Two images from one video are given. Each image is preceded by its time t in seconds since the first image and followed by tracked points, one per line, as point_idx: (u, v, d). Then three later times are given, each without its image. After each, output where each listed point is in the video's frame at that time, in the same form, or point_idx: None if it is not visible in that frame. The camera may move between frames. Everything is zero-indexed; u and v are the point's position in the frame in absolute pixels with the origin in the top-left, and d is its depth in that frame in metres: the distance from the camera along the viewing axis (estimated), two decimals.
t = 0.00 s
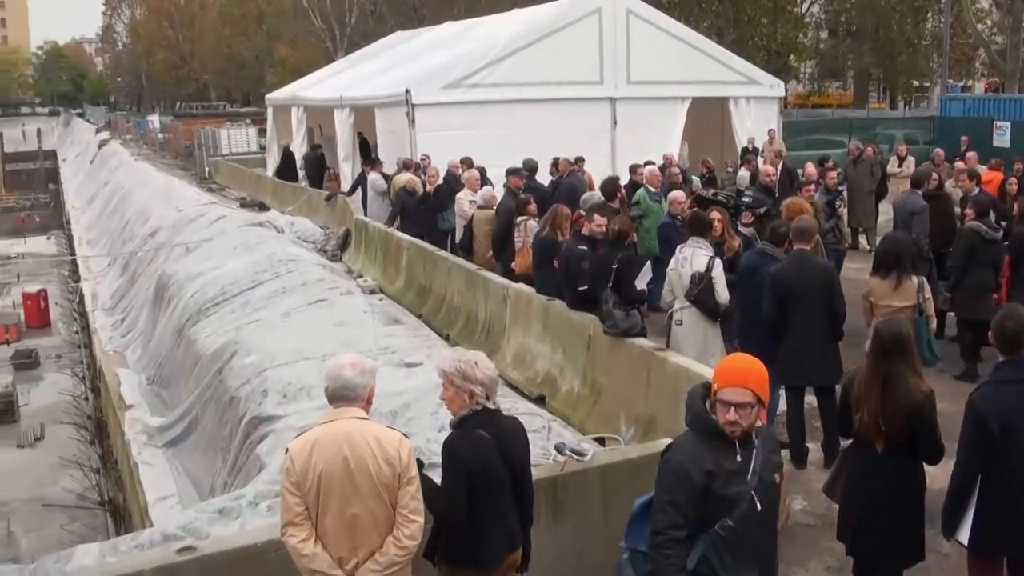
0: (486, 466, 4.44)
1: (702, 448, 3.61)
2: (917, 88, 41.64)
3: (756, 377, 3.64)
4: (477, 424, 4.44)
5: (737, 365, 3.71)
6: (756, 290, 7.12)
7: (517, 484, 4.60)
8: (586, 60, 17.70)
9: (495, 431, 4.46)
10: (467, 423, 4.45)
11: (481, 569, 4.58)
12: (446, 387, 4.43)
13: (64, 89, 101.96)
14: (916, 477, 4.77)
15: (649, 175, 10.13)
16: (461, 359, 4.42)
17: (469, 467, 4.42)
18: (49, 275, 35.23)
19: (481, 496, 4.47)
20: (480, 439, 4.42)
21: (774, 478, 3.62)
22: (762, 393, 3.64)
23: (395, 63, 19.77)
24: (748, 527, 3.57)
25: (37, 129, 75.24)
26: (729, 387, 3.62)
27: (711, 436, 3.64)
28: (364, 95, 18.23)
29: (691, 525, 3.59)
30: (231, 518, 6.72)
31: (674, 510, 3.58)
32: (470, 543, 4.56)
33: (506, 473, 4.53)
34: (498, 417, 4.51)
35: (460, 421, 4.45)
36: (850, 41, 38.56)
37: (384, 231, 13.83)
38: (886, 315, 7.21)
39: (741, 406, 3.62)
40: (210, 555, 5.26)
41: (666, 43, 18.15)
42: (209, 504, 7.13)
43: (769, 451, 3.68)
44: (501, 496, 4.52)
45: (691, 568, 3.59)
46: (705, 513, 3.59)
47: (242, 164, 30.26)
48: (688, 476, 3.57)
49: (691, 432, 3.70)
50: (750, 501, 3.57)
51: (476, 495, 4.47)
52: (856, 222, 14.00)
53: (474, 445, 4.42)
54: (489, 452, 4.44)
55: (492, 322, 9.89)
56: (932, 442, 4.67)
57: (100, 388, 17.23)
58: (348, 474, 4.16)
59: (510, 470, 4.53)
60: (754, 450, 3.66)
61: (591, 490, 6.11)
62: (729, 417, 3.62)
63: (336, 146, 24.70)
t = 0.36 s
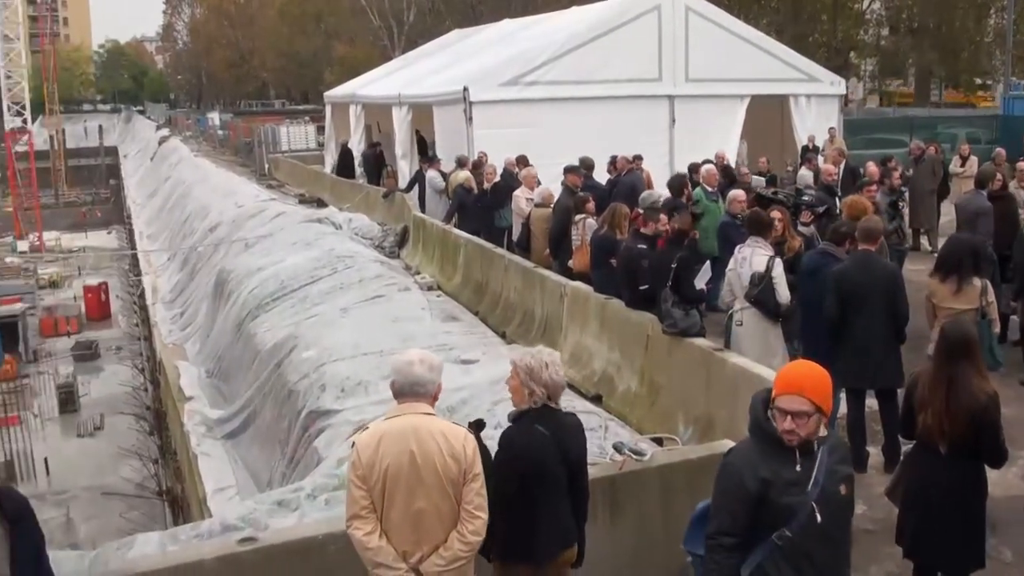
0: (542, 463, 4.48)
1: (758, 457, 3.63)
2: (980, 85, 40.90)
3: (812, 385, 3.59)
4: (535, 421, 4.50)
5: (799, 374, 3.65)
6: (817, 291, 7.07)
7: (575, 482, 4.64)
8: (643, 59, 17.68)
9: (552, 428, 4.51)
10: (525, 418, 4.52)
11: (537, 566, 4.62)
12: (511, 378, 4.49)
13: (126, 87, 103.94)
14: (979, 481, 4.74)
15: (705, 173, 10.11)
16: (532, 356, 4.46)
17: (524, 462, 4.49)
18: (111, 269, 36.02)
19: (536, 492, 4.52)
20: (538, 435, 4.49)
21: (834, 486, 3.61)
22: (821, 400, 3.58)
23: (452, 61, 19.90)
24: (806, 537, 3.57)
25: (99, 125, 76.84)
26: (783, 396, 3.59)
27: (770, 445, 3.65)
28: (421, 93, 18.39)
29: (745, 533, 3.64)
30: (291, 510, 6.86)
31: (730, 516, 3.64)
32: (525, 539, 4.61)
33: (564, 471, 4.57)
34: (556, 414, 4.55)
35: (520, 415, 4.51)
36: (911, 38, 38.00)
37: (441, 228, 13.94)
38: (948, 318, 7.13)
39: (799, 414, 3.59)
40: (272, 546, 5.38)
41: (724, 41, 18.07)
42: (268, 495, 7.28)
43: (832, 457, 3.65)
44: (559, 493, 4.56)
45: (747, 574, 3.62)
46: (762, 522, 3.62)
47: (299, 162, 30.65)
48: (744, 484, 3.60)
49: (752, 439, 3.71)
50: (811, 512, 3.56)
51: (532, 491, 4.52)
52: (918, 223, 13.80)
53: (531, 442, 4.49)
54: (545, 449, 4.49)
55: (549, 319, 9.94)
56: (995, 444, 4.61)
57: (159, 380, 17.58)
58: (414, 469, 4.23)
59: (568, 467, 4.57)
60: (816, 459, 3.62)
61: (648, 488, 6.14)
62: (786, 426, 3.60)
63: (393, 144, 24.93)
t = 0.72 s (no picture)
0: (605, 451, 4.49)
1: (832, 462, 3.62)
2: None
3: (881, 389, 3.55)
4: (599, 408, 4.51)
5: (869, 378, 3.62)
6: (888, 291, 6.98)
7: (643, 473, 4.63)
8: (709, 56, 17.58)
9: (617, 417, 4.51)
10: (590, 406, 4.53)
11: (599, 556, 4.62)
12: (578, 365, 4.53)
13: (195, 85, 105.90)
14: None
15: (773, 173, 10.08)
16: (602, 344, 4.47)
17: (587, 449, 4.50)
18: (180, 264, 36.85)
19: (600, 480, 4.52)
20: (603, 423, 4.48)
21: (909, 492, 3.59)
22: (893, 405, 3.54)
23: (517, 59, 19.98)
24: (879, 544, 3.56)
25: (169, 123, 78.56)
26: (855, 401, 3.56)
27: (844, 450, 3.63)
28: (487, 91, 18.50)
29: (818, 538, 3.63)
30: (357, 503, 6.97)
31: (803, 522, 3.63)
32: (586, 526, 4.62)
33: (630, 460, 4.56)
34: (622, 403, 4.54)
35: (585, 403, 4.53)
36: (983, 33, 37.27)
37: (507, 226, 14.02)
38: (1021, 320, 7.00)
39: (872, 420, 3.55)
40: (339, 539, 5.48)
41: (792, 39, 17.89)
42: (335, 489, 7.40)
43: (906, 463, 3.62)
44: (624, 482, 4.55)
45: None
46: (835, 529, 3.62)
47: (365, 159, 31.04)
48: (816, 489, 3.60)
49: (825, 442, 3.70)
50: (884, 518, 3.55)
51: (595, 480, 4.52)
52: (990, 224, 13.53)
53: (596, 431, 4.49)
54: (609, 437, 4.49)
55: (614, 317, 9.95)
56: None
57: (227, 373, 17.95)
58: (490, 464, 4.30)
59: (634, 458, 4.56)
60: (890, 464, 3.60)
61: (715, 487, 6.13)
62: (859, 432, 3.57)
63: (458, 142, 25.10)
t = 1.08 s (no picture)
0: (694, 453, 4.48)
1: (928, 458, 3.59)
2: None
3: (984, 387, 3.46)
4: (686, 409, 4.51)
5: (973, 375, 3.54)
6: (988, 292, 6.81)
7: (737, 473, 4.60)
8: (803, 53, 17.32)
9: (705, 418, 4.50)
10: (677, 407, 4.53)
11: (697, 560, 4.61)
12: (656, 380, 4.57)
13: (287, 84, 107.97)
14: None
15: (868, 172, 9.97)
16: (664, 350, 4.56)
17: (677, 452, 4.51)
18: (271, 259, 37.73)
19: (692, 482, 4.52)
20: (690, 424, 4.48)
21: (1003, 496, 3.52)
22: (994, 405, 3.46)
23: (607, 57, 19.96)
24: (970, 546, 3.52)
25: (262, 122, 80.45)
26: (954, 399, 3.49)
27: (940, 448, 3.58)
28: (575, 89, 18.53)
29: (910, 533, 3.61)
30: (444, 498, 7.08)
31: (894, 517, 3.62)
32: (683, 531, 4.62)
33: (722, 461, 4.54)
34: (709, 403, 4.54)
35: (671, 407, 4.54)
36: None
37: (594, 224, 14.04)
38: None
39: (970, 419, 3.48)
40: (429, 532, 5.59)
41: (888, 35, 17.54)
42: (422, 483, 7.53)
43: (1003, 465, 3.54)
44: (716, 483, 4.53)
45: None
46: (926, 526, 3.59)
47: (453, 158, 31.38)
48: (909, 485, 3.57)
49: (922, 439, 3.66)
50: (976, 520, 3.50)
51: (687, 483, 4.53)
52: None
53: (684, 433, 4.49)
54: (698, 439, 4.48)
55: (704, 318, 9.90)
56: None
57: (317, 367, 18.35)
58: (586, 464, 4.35)
59: (726, 458, 4.54)
60: (987, 466, 3.53)
61: (807, 493, 6.07)
62: (957, 431, 3.51)
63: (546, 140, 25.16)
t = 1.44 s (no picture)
0: (790, 465, 4.42)
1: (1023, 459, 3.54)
2: None
3: None
4: (780, 419, 4.44)
5: None
6: None
7: (833, 482, 4.56)
8: (904, 49, 16.92)
9: (801, 428, 4.44)
10: (771, 416, 4.46)
11: (790, 570, 4.57)
12: (747, 383, 4.50)
13: (381, 82, 109.33)
14: None
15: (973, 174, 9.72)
16: (757, 354, 4.46)
17: (770, 462, 4.44)
18: (363, 254, 38.37)
19: (785, 492, 4.47)
20: (785, 434, 4.41)
21: None
22: None
23: (701, 54, 19.79)
24: None
25: (356, 120, 81.83)
26: None
27: None
28: (669, 86, 18.43)
29: (995, 534, 3.57)
30: (532, 493, 7.14)
31: (982, 516, 3.59)
32: (779, 543, 4.57)
33: (817, 470, 4.49)
34: (805, 410, 4.49)
35: (765, 414, 4.47)
36: None
37: (687, 221, 13.92)
38: None
39: None
40: (518, 527, 5.64)
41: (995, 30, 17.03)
42: (510, 478, 7.60)
43: None
44: (810, 494, 4.48)
45: None
46: (1014, 527, 3.55)
47: (544, 156, 31.48)
48: (999, 484, 3.54)
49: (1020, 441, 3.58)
50: None
51: (782, 494, 4.47)
52: None
53: (779, 443, 4.42)
54: (793, 449, 4.42)
55: (798, 319, 9.75)
56: None
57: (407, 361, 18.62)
58: (660, 464, 4.33)
59: (821, 468, 4.49)
60: None
61: (903, 504, 5.93)
62: None
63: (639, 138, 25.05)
